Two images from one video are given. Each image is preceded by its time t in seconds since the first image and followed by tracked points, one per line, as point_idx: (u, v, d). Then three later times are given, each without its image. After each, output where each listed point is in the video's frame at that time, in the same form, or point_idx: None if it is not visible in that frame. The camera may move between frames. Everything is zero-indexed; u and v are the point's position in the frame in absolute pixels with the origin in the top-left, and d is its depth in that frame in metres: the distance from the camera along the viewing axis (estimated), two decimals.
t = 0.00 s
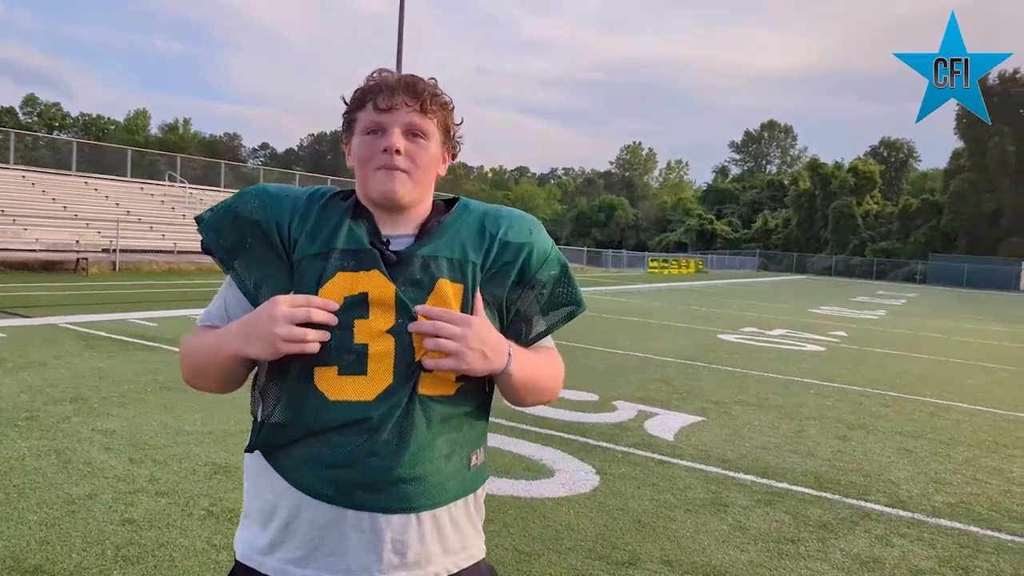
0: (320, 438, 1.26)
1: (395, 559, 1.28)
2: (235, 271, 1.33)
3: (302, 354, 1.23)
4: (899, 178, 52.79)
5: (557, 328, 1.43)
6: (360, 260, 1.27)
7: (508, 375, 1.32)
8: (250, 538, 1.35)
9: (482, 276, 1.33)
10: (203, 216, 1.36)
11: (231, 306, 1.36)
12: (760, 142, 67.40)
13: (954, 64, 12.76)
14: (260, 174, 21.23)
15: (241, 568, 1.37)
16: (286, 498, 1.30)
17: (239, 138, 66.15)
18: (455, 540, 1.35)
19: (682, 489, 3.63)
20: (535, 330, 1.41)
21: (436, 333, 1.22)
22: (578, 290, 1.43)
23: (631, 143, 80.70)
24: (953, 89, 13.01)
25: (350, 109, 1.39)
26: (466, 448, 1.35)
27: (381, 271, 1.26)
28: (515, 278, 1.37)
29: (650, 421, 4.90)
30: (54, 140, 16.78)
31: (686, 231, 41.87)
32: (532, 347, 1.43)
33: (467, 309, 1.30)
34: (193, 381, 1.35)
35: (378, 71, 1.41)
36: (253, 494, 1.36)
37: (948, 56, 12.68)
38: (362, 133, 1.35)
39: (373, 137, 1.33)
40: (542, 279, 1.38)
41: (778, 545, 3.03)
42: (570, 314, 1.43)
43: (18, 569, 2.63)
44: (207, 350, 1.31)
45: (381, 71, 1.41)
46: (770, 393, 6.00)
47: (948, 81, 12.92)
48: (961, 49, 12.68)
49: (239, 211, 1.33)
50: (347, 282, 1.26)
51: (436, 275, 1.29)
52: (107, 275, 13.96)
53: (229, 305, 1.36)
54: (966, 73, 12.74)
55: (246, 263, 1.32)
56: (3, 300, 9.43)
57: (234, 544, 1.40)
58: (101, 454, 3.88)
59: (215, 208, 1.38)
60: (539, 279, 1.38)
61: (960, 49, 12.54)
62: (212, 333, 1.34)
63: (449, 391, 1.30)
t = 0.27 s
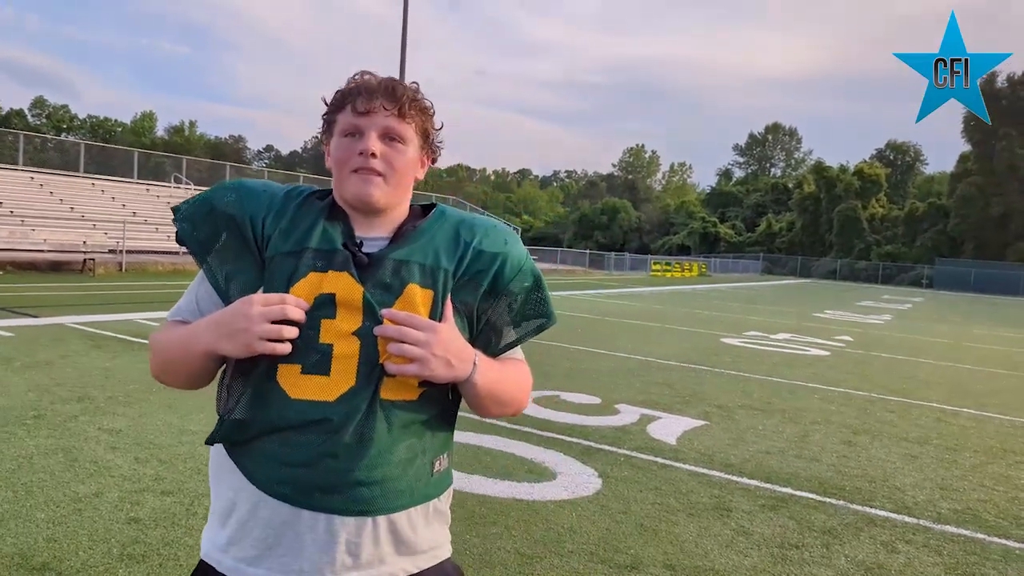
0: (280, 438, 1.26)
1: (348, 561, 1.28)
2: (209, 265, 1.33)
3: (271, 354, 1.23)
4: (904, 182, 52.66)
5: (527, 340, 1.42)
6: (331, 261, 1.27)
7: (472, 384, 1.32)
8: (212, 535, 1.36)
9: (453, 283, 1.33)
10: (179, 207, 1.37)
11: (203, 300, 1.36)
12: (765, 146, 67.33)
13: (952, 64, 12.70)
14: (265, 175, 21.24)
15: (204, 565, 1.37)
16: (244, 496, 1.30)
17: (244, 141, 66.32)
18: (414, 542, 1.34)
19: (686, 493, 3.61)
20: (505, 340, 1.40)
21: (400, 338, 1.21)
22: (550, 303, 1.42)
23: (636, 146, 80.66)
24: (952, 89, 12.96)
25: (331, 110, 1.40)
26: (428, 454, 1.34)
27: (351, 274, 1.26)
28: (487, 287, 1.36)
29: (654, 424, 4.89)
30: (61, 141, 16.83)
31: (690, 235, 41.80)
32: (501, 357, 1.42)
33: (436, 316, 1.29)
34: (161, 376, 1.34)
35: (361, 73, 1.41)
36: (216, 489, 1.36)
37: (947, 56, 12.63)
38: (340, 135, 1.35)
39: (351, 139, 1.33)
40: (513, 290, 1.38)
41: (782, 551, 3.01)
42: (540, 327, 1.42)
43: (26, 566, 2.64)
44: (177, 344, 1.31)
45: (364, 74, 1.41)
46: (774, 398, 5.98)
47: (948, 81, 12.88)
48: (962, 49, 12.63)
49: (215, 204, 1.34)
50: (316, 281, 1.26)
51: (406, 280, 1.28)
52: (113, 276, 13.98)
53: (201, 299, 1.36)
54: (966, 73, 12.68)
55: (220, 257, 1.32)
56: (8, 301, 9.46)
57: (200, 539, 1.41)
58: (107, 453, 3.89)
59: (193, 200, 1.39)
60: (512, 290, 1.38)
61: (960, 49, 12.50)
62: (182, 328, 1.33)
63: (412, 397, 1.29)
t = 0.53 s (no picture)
0: (274, 441, 1.24)
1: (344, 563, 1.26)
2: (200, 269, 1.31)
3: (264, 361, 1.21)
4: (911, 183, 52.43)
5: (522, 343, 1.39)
6: (322, 264, 1.25)
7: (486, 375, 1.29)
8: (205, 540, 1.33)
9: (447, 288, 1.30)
10: (172, 212, 1.35)
11: (191, 303, 1.33)
12: (771, 148, 67.19)
13: (952, 64, 12.63)
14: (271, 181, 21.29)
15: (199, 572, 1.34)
16: (237, 500, 1.28)
17: (250, 146, 66.57)
18: (408, 547, 1.32)
19: (693, 497, 3.57)
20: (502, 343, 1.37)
21: (400, 341, 1.19)
22: (542, 307, 1.40)
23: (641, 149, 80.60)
24: (952, 89, 12.90)
25: (324, 114, 1.37)
26: (425, 458, 1.32)
27: (341, 279, 1.24)
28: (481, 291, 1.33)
29: (662, 428, 4.85)
30: (69, 148, 16.92)
31: (696, 238, 41.68)
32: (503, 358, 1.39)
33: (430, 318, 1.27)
34: (150, 383, 1.31)
35: (354, 76, 1.39)
36: (208, 494, 1.34)
37: (947, 56, 12.57)
38: (333, 140, 1.32)
39: (344, 146, 1.31)
40: (506, 293, 1.35)
41: (791, 556, 2.97)
42: (534, 329, 1.39)
43: (37, 569, 2.62)
44: (165, 350, 1.28)
45: (358, 77, 1.38)
46: (782, 401, 5.92)
47: (947, 81, 12.83)
48: (962, 50, 12.56)
49: (207, 209, 1.32)
50: (307, 284, 1.24)
51: (399, 283, 1.26)
52: (121, 282, 14.02)
53: (190, 302, 1.33)
54: (966, 73, 12.60)
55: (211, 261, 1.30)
56: (16, 307, 9.48)
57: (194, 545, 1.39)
58: (116, 457, 3.88)
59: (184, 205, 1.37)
60: (505, 293, 1.35)
61: (960, 49, 12.43)
62: (171, 333, 1.31)
63: (409, 403, 1.27)
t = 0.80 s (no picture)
0: (294, 447, 1.22)
1: (368, 567, 1.25)
2: (216, 278, 1.29)
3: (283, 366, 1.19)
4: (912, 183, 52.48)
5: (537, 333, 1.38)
6: (336, 269, 1.23)
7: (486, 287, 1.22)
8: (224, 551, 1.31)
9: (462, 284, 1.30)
10: (181, 224, 1.34)
11: (206, 312, 1.31)
12: (771, 150, 67.27)
13: (952, 64, 12.65)
14: (272, 188, 21.35)
15: None
16: (258, 507, 1.26)
17: (251, 153, 66.73)
18: (431, 549, 1.32)
19: (697, 499, 3.58)
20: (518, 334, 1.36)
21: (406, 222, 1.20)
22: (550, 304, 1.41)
23: (641, 152, 80.68)
24: (953, 89, 12.91)
25: (333, 124, 1.31)
26: (445, 458, 1.32)
27: (354, 283, 1.22)
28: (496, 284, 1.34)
29: (665, 430, 4.86)
30: (70, 157, 16.97)
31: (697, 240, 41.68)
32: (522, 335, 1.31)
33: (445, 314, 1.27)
34: (168, 397, 1.28)
35: (362, 82, 1.33)
36: (225, 503, 1.32)
37: (947, 56, 12.60)
38: (349, 154, 1.27)
39: (362, 161, 1.26)
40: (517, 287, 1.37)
41: (796, 556, 2.98)
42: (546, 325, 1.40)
43: None
44: (183, 361, 1.25)
45: (366, 83, 1.33)
46: (785, 402, 5.93)
47: (948, 81, 12.85)
48: (962, 50, 12.59)
49: (218, 218, 1.31)
50: (323, 288, 1.22)
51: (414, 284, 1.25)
52: (123, 290, 14.05)
53: (204, 312, 1.31)
54: (966, 73, 12.62)
55: (225, 271, 1.29)
56: (20, 317, 9.50)
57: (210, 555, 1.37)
58: (119, 466, 3.89)
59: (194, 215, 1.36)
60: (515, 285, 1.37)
61: (960, 49, 12.44)
62: (187, 344, 1.28)
63: (429, 403, 1.27)
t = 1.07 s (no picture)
0: (333, 447, 1.24)
1: (413, 565, 1.26)
2: (246, 284, 1.31)
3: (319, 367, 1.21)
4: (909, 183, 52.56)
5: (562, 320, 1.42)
6: (364, 269, 1.26)
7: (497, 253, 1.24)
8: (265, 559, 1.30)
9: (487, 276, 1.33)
10: (208, 233, 1.36)
11: (237, 320, 1.33)
12: (768, 150, 67.37)
13: (952, 64, 12.71)
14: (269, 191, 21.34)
15: None
16: (299, 509, 1.27)
17: (248, 155, 66.69)
18: (471, 546, 1.33)
19: (696, 499, 3.60)
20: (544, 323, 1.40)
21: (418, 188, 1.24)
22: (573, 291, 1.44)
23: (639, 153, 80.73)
24: (953, 89, 12.95)
25: (362, 124, 1.31)
26: (481, 456, 1.34)
27: (383, 282, 1.26)
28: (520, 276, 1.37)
29: (664, 430, 4.88)
30: (66, 161, 16.96)
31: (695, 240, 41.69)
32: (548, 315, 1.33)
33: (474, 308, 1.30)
34: (205, 405, 1.29)
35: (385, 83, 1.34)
36: (264, 509, 1.33)
37: (947, 56, 12.65)
38: (383, 153, 1.28)
39: (399, 160, 1.27)
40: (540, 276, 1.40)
41: (794, 555, 3.00)
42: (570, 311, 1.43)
43: None
44: (219, 368, 1.27)
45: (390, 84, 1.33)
46: (783, 402, 5.95)
47: (948, 81, 12.88)
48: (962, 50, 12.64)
49: (245, 225, 1.33)
50: (352, 288, 1.25)
51: (441, 280, 1.28)
52: (120, 294, 14.04)
53: (236, 320, 1.33)
54: (966, 72, 12.67)
55: (254, 277, 1.31)
56: (18, 321, 9.49)
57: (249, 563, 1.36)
58: (118, 470, 3.91)
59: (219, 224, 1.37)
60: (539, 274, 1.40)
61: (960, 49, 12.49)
62: (221, 352, 1.30)
63: (465, 398, 1.29)
